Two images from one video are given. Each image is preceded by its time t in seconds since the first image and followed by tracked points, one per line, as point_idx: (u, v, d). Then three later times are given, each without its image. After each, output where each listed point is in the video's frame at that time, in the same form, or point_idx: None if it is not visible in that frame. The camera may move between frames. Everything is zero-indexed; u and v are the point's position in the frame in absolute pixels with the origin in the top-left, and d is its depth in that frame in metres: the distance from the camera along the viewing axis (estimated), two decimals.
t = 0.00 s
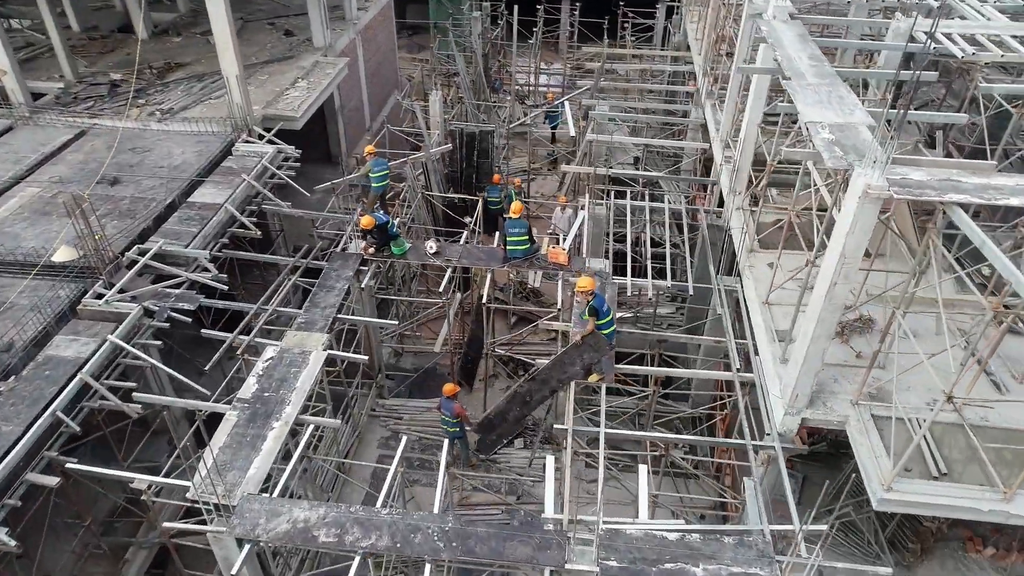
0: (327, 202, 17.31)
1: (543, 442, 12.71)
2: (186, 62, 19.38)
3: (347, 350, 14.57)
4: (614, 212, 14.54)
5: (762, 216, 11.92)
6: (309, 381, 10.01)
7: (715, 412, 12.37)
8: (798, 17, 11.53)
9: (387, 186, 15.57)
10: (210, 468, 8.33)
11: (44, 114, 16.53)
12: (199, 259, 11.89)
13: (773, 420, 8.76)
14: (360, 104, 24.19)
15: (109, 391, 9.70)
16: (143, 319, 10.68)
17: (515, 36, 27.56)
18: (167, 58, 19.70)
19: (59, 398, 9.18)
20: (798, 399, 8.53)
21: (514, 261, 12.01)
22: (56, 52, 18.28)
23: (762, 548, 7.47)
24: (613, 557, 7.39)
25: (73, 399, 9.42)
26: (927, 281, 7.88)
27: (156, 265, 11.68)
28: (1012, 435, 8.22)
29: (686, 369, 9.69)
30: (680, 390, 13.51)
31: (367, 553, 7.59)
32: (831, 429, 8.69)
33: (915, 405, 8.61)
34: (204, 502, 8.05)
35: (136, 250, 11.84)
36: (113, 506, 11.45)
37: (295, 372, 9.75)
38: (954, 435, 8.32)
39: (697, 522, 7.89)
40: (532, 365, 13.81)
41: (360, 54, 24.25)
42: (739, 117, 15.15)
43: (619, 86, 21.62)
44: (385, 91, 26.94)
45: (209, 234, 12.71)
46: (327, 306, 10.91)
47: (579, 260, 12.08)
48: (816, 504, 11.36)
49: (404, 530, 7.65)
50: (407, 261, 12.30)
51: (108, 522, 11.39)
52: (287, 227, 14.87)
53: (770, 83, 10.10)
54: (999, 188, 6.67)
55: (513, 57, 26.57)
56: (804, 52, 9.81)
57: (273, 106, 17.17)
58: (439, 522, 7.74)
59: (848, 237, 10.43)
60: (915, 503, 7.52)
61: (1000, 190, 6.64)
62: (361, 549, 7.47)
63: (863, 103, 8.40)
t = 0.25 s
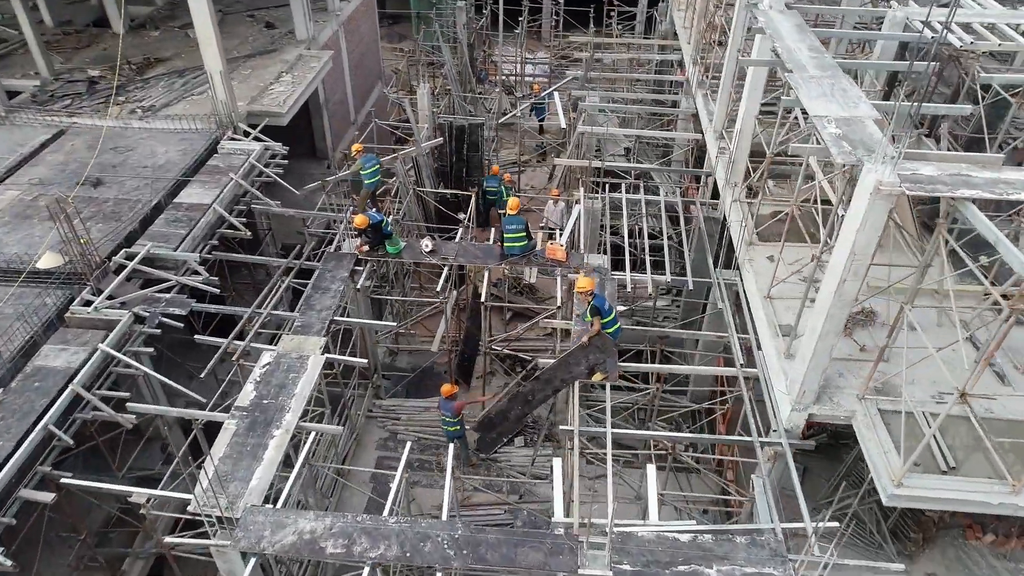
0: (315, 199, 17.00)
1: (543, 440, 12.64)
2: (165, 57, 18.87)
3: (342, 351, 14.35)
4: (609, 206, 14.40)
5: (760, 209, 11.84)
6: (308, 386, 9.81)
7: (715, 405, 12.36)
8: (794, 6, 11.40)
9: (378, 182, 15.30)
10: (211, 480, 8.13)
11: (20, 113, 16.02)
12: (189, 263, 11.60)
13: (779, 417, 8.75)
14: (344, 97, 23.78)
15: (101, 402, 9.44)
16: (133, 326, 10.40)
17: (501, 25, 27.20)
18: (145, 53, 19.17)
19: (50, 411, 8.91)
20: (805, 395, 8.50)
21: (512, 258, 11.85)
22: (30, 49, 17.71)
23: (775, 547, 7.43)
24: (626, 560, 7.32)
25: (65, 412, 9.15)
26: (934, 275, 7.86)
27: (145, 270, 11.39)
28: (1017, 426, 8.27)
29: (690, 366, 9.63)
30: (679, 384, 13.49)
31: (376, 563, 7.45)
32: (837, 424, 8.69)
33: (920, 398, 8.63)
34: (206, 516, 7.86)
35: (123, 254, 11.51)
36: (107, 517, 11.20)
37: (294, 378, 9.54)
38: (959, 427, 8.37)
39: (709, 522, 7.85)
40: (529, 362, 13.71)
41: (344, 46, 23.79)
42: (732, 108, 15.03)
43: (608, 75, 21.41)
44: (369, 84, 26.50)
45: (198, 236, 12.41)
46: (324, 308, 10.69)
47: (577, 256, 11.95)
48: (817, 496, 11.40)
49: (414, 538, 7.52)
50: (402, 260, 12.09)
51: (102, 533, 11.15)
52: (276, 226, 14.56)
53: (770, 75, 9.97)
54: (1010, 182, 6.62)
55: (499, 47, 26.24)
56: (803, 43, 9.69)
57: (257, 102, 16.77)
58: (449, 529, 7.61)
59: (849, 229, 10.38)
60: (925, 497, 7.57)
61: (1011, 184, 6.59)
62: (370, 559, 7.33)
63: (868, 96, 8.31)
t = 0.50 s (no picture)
0: (308, 198, 16.80)
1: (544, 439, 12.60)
2: (152, 53, 18.49)
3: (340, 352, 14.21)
4: (607, 202, 14.30)
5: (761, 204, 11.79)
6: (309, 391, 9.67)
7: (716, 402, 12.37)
8: None
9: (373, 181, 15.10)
10: (215, 491, 8.00)
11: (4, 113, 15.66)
12: (184, 267, 11.43)
13: (786, 416, 8.74)
14: (334, 92, 23.48)
15: (99, 412, 9.27)
16: (129, 333, 10.22)
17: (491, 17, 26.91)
18: (130, 49, 18.78)
19: (47, 423, 8.72)
20: (812, 394, 8.49)
21: (513, 257, 11.73)
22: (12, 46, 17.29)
23: (787, 549, 7.42)
24: (638, 565, 7.28)
25: (62, 422, 8.97)
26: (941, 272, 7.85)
27: (139, 275, 11.18)
28: None
29: (695, 366, 9.58)
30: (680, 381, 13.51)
31: (386, 573, 7.36)
32: (844, 423, 8.69)
33: (926, 395, 8.65)
34: (211, 528, 7.74)
35: (116, 259, 11.33)
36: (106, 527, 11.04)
37: (295, 384, 9.40)
38: (967, 423, 8.40)
39: (719, 525, 7.83)
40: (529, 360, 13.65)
41: (332, 41, 23.45)
42: (729, 101, 14.94)
43: (601, 68, 21.24)
44: (358, 78, 26.17)
45: (192, 239, 12.19)
46: (323, 311, 10.54)
47: (577, 255, 11.85)
48: (821, 491, 11.42)
49: (424, 547, 7.44)
50: (401, 260, 11.94)
51: (101, 543, 10.99)
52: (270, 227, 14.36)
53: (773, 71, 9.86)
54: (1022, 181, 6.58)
55: (490, 39, 25.95)
56: (806, 39, 9.60)
57: (248, 100, 16.49)
58: (459, 537, 7.53)
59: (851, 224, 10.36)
60: (936, 496, 7.59)
61: None
62: (380, 570, 7.24)
63: (874, 93, 8.23)
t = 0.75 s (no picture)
0: (300, 196, 16.58)
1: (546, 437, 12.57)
2: (136, 50, 18.12)
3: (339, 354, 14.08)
4: (604, 198, 14.21)
5: (761, 200, 11.76)
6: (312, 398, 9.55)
7: (716, 398, 12.39)
8: None
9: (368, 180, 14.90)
10: (221, 504, 7.90)
11: None
12: (180, 272, 11.23)
13: (793, 415, 8.76)
14: (322, 87, 23.15)
15: (98, 424, 9.11)
16: (125, 341, 10.03)
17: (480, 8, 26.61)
18: (114, 46, 18.39)
19: (45, 437, 8.54)
20: (819, 394, 8.51)
21: (513, 256, 11.61)
22: None
23: (798, 551, 7.44)
24: (651, 570, 7.27)
25: (60, 436, 8.82)
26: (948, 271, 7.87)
27: (133, 281, 10.99)
28: None
29: (700, 365, 9.56)
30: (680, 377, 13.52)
31: None
32: (850, 421, 8.73)
33: (931, 391, 8.70)
34: (218, 542, 7.64)
35: (109, 265, 11.11)
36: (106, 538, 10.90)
37: (298, 392, 9.28)
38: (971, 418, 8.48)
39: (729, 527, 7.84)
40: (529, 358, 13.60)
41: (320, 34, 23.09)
42: (725, 94, 14.85)
43: (594, 59, 21.05)
44: (346, 72, 25.83)
45: (186, 243, 11.98)
46: (323, 316, 10.40)
47: (578, 253, 11.77)
48: (823, 484, 11.50)
49: (435, 557, 7.38)
50: (399, 262, 11.79)
51: (101, 553, 10.86)
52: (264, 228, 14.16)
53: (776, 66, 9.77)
54: None
55: (479, 31, 25.67)
56: (808, 34, 9.52)
57: (237, 97, 16.19)
58: (470, 546, 7.49)
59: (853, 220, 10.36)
60: (944, 494, 7.65)
61: None
62: None
63: (879, 91, 8.17)
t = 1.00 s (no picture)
0: (295, 196, 16.42)
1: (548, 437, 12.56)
2: (123, 49, 17.82)
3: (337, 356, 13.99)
4: (602, 196, 14.15)
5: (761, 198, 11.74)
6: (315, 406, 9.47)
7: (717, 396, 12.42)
8: None
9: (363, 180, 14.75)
10: (227, 516, 7.83)
11: None
12: (177, 278, 11.11)
13: (798, 415, 8.78)
14: (312, 83, 22.90)
15: (98, 437, 9.00)
16: (124, 350, 9.91)
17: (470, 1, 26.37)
18: (100, 45, 18.08)
19: (45, 452, 8.43)
20: (824, 394, 8.53)
21: (513, 258, 11.54)
22: None
23: (807, 553, 7.47)
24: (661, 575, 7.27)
25: (60, 449, 8.70)
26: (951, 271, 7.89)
27: (129, 288, 10.84)
28: None
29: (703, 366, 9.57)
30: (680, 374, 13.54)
31: None
32: (854, 420, 8.76)
33: (934, 390, 8.75)
34: (226, 556, 7.57)
35: (104, 273, 10.96)
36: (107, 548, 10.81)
37: (301, 399, 9.21)
38: (973, 415, 8.55)
39: (737, 530, 7.87)
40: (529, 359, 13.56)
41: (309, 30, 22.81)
42: (722, 89, 14.80)
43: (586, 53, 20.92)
44: (336, 67, 25.57)
45: (181, 248, 11.82)
46: (324, 322, 10.29)
47: (578, 253, 11.72)
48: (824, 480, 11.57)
49: (445, 566, 7.36)
50: (398, 264, 11.70)
51: (101, 563, 10.78)
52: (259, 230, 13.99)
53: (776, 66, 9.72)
54: None
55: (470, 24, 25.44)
56: (808, 33, 9.47)
57: (228, 97, 15.96)
58: (480, 554, 7.47)
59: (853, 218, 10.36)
60: (950, 494, 7.70)
61: None
62: None
63: (883, 91, 8.13)
